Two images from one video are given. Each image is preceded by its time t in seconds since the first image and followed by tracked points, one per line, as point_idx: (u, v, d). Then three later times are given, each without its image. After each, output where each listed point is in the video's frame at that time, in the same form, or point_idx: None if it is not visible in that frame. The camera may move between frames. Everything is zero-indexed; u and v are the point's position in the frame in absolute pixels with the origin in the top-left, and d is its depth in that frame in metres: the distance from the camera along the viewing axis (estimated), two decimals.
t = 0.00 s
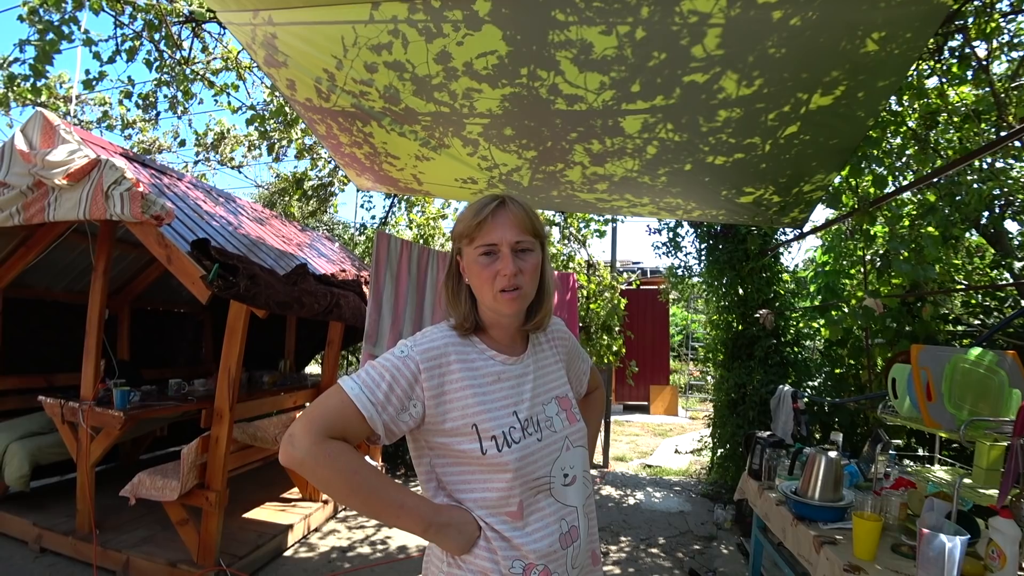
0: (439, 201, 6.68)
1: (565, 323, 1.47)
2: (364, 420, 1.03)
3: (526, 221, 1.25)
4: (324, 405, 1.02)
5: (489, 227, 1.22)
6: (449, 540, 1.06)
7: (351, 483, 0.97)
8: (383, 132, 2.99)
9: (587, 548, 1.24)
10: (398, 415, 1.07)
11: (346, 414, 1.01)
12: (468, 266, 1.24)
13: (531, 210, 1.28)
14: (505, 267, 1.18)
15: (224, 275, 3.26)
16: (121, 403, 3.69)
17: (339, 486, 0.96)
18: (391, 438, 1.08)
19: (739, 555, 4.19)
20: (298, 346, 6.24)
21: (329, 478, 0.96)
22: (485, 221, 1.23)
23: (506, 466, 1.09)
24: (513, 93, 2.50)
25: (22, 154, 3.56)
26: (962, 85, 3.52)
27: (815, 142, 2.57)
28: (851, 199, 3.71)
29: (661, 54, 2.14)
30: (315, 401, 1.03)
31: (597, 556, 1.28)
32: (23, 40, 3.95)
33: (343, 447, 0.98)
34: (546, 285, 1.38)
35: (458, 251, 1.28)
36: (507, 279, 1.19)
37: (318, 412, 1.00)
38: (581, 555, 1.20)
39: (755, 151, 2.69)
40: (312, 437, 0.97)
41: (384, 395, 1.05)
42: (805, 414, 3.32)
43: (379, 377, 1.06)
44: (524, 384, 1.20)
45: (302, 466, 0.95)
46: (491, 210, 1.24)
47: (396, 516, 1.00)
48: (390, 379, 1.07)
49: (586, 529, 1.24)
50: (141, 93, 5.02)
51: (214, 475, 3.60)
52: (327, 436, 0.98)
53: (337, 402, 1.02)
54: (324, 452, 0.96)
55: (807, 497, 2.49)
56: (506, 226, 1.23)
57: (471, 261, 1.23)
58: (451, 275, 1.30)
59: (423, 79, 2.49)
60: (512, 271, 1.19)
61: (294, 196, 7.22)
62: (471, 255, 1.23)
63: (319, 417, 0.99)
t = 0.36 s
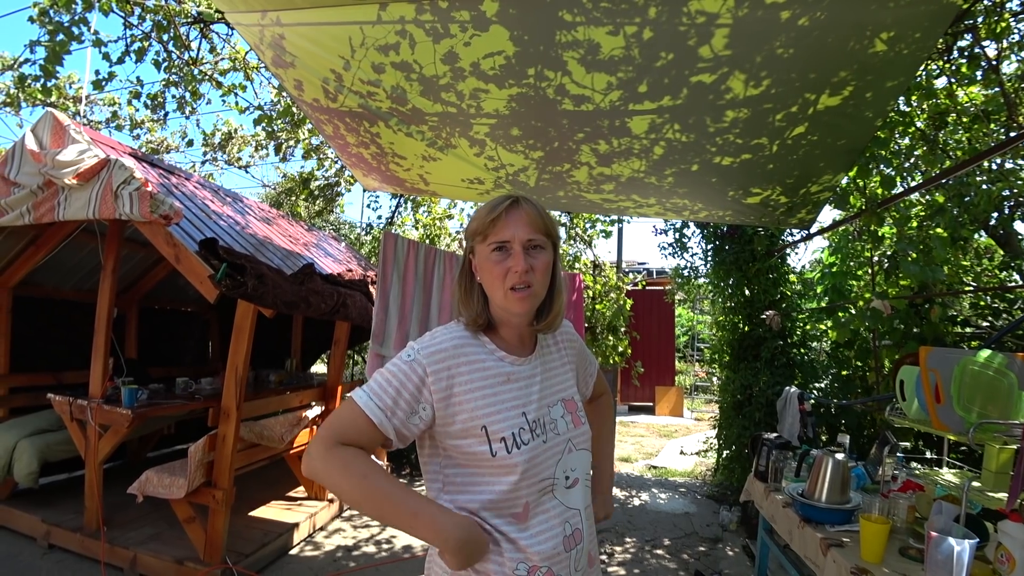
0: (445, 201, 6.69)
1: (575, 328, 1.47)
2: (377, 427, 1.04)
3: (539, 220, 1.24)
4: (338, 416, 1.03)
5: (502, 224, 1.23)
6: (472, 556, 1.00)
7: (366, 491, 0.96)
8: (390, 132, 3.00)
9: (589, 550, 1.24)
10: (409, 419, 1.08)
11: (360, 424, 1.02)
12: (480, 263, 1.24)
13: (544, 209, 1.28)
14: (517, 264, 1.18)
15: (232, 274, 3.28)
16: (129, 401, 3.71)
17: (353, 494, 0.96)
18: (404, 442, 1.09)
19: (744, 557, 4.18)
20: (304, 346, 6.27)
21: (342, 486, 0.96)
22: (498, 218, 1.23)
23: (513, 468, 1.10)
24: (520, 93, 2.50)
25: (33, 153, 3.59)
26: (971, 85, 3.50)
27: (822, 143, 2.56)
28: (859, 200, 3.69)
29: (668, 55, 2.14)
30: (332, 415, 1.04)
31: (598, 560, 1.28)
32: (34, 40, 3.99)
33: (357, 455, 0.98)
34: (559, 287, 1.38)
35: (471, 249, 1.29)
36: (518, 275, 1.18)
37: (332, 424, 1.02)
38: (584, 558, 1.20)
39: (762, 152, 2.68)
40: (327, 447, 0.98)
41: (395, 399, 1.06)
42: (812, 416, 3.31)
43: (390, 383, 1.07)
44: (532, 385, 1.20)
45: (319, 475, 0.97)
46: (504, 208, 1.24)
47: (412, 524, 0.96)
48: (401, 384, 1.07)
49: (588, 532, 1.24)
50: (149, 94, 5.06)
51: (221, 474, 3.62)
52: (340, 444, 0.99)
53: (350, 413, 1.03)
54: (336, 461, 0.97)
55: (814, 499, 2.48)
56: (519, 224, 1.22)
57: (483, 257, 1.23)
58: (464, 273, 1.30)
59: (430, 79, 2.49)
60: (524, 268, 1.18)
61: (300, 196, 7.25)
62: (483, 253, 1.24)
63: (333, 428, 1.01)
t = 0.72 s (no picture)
0: (449, 201, 6.71)
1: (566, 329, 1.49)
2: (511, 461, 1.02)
3: (548, 228, 1.26)
4: (480, 476, 0.99)
5: (515, 230, 1.22)
6: None
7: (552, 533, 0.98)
8: (395, 132, 3.00)
9: (590, 548, 1.24)
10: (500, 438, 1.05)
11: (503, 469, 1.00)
12: (487, 266, 1.23)
13: (551, 218, 1.30)
14: (528, 269, 1.18)
15: (237, 274, 3.29)
16: (134, 400, 3.73)
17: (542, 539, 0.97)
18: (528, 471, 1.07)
19: (749, 559, 4.17)
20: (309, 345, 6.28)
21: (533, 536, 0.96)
22: (511, 224, 1.22)
23: (530, 464, 1.11)
24: (524, 93, 2.50)
25: (40, 154, 3.61)
26: (979, 85, 3.48)
27: (828, 143, 2.55)
28: (865, 200, 3.67)
29: (673, 55, 2.13)
30: (467, 483, 1.00)
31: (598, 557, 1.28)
32: (41, 41, 4.01)
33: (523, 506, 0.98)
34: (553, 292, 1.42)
35: (475, 251, 1.27)
36: (529, 281, 1.19)
37: (478, 489, 0.98)
38: (585, 554, 1.21)
39: (767, 152, 2.67)
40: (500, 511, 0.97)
41: (489, 421, 1.02)
42: (817, 417, 3.30)
43: (475, 407, 1.03)
44: (541, 383, 1.20)
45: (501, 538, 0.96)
46: (517, 214, 1.23)
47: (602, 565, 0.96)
48: (486, 405, 1.04)
49: (590, 527, 1.25)
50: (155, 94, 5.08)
51: (225, 472, 3.63)
52: (509, 500, 0.97)
53: (488, 465, 0.99)
54: (513, 517, 0.96)
55: (818, 500, 2.47)
56: (531, 231, 1.23)
57: (492, 261, 1.22)
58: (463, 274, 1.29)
59: (435, 80, 2.49)
60: (535, 274, 1.19)
61: (305, 196, 7.27)
62: (491, 256, 1.22)
63: (487, 489, 0.98)
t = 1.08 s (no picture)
0: (452, 201, 6.72)
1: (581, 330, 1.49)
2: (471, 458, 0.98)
3: (589, 233, 1.24)
4: (426, 466, 0.96)
5: (559, 233, 1.19)
6: (605, 463, 0.91)
7: (484, 503, 0.90)
8: (397, 132, 3.01)
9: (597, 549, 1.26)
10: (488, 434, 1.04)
11: (449, 460, 0.95)
12: (523, 267, 1.21)
13: (592, 221, 1.28)
14: (569, 275, 1.17)
15: (241, 274, 3.30)
16: (138, 399, 3.74)
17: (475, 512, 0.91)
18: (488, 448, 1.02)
19: (751, 559, 4.16)
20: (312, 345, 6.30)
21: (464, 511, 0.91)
22: (557, 227, 1.19)
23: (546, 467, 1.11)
24: (527, 93, 2.50)
25: (45, 154, 3.62)
26: (983, 84, 3.46)
27: (832, 142, 2.55)
28: (868, 200, 3.65)
29: (676, 54, 2.13)
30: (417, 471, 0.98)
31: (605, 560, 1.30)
32: (46, 42, 4.03)
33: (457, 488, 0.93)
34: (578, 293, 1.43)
35: (512, 248, 1.25)
36: (566, 286, 1.18)
37: (422, 476, 0.96)
38: (595, 556, 1.22)
39: (770, 151, 2.66)
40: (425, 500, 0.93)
41: (478, 419, 1.00)
42: (820, 417, 3.29)
43: (462, 402, 1.01)
44: (558, 387, 1.21)
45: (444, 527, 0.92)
46: (562, 217, 1.21)
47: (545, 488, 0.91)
48: (476, 401, 1.02)
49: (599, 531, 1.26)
50: (159, 94, 5.10)
51: (228, 472, 3.64)
52: (439, 485, 0.93)
53: (440, 457, 0.96)
54: (443, 504, 0.91)
55: (821, 500, 2.46)
56: (574, 235, 1.21)
57: (530, 262, 1.20)
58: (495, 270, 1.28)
59: (438, 80, 2.49)
60: (575, 281, 1.18)
61: (309, 196, 7.28)
62: (530, 257, 1.20)
63: (425, 477, 0.95)
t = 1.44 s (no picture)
0: (454, 201, 6.73)
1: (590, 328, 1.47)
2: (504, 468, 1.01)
3: (572, 222, 1.24)
4: (467, 478, 0.98)
5: (540, 227, 1.21)
6: None
7: (510, 554, 0.96)
8: (399, 132, 3.01)
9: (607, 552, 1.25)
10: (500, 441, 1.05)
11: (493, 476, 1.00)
12: (513, 265, 1.22)
13: (574, 211, 1.27)
14: (556, 265, 1.17)
15: (243, 274, 3.30)
16: (141, 399, 3.75)
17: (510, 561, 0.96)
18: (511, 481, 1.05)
19: (754, 560, 4.16)
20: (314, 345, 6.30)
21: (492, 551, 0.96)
22: (535, 221, 1.21)
23: (550, 467, 1.10)
24: (529, 93, 2.50)
25: (48, 154, 3.63)
26: (987, 83, 3.45)
27: (834, 142, 2.54)
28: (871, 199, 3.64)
29: (678, 53, 2.12)
30: (453, 484, 1.00)
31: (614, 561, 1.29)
32: (49, 43, 4.04)
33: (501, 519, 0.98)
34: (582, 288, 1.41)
35: (501, 250, 1.26)
36: (556, 277, 1.17)
37: (462, 491, 0.98)
38: (603, 558, 1.21)
39: (773, 151, 2.66)
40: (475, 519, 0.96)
41: (494, 427, 1.01)
42: (823, 417, 3.28)
43: (481, 410, 1.02)
44: (564, 387, 1.20)
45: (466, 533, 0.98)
46: (540, 210, 1.22)
47: None
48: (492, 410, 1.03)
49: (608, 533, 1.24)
50: (162, 94, 5.11)
51: (230, 471, 3.64)
52: (477, 504, 0.97)
53: (475, 470, 0.99)
54: (486, 527, 0.96)
55: (824, 501, 2.46)
56: (555, 226, 1.21)
57: (519, 260, 1.21)
58: (489, 274, 1.29)
59: (440, 80, 2.50)
60: (562, 271, 1.17)
61: (311, 196, 7.29)
62: (518, 255, 1.21)
63: (470, 492, 0.97)
